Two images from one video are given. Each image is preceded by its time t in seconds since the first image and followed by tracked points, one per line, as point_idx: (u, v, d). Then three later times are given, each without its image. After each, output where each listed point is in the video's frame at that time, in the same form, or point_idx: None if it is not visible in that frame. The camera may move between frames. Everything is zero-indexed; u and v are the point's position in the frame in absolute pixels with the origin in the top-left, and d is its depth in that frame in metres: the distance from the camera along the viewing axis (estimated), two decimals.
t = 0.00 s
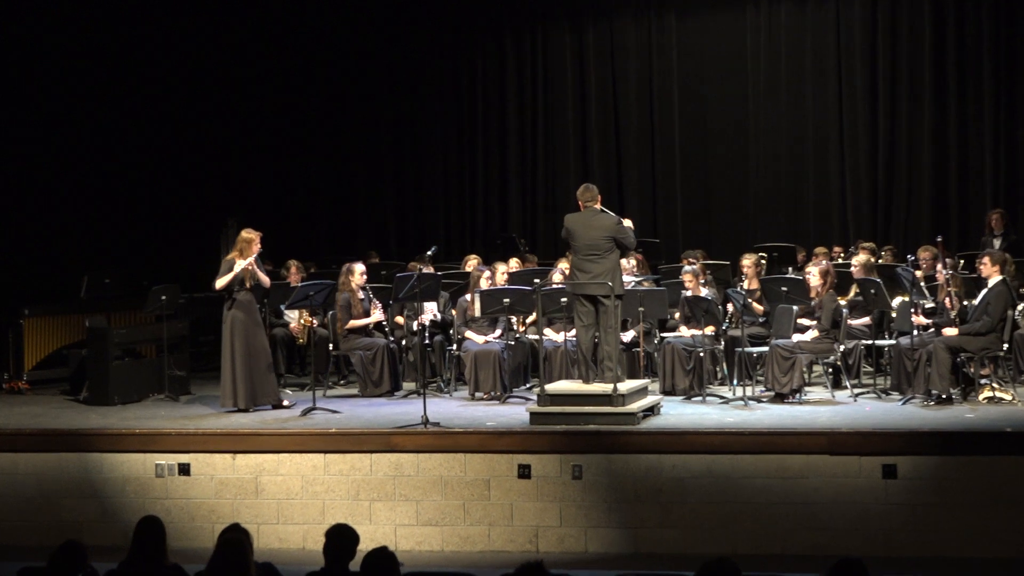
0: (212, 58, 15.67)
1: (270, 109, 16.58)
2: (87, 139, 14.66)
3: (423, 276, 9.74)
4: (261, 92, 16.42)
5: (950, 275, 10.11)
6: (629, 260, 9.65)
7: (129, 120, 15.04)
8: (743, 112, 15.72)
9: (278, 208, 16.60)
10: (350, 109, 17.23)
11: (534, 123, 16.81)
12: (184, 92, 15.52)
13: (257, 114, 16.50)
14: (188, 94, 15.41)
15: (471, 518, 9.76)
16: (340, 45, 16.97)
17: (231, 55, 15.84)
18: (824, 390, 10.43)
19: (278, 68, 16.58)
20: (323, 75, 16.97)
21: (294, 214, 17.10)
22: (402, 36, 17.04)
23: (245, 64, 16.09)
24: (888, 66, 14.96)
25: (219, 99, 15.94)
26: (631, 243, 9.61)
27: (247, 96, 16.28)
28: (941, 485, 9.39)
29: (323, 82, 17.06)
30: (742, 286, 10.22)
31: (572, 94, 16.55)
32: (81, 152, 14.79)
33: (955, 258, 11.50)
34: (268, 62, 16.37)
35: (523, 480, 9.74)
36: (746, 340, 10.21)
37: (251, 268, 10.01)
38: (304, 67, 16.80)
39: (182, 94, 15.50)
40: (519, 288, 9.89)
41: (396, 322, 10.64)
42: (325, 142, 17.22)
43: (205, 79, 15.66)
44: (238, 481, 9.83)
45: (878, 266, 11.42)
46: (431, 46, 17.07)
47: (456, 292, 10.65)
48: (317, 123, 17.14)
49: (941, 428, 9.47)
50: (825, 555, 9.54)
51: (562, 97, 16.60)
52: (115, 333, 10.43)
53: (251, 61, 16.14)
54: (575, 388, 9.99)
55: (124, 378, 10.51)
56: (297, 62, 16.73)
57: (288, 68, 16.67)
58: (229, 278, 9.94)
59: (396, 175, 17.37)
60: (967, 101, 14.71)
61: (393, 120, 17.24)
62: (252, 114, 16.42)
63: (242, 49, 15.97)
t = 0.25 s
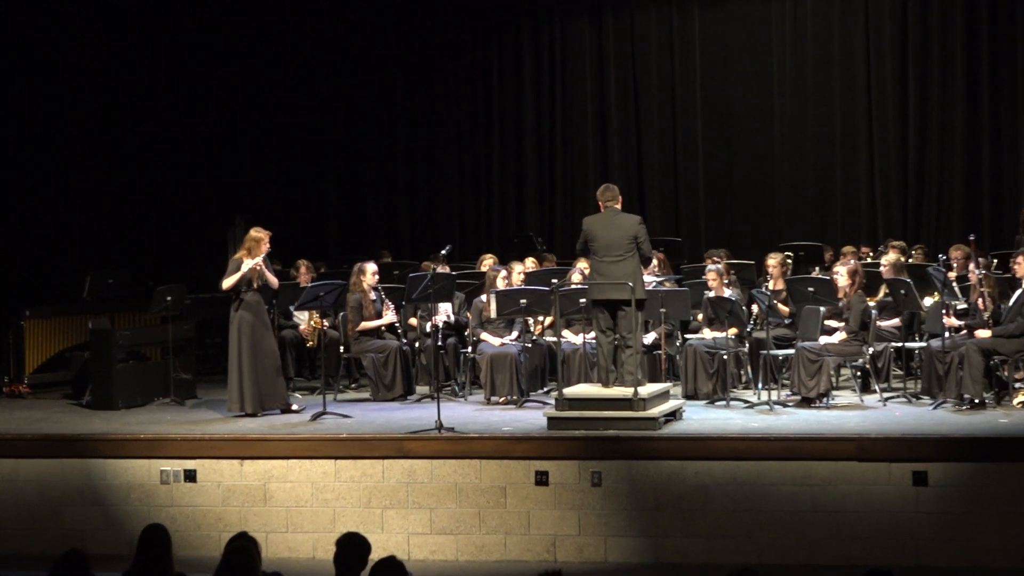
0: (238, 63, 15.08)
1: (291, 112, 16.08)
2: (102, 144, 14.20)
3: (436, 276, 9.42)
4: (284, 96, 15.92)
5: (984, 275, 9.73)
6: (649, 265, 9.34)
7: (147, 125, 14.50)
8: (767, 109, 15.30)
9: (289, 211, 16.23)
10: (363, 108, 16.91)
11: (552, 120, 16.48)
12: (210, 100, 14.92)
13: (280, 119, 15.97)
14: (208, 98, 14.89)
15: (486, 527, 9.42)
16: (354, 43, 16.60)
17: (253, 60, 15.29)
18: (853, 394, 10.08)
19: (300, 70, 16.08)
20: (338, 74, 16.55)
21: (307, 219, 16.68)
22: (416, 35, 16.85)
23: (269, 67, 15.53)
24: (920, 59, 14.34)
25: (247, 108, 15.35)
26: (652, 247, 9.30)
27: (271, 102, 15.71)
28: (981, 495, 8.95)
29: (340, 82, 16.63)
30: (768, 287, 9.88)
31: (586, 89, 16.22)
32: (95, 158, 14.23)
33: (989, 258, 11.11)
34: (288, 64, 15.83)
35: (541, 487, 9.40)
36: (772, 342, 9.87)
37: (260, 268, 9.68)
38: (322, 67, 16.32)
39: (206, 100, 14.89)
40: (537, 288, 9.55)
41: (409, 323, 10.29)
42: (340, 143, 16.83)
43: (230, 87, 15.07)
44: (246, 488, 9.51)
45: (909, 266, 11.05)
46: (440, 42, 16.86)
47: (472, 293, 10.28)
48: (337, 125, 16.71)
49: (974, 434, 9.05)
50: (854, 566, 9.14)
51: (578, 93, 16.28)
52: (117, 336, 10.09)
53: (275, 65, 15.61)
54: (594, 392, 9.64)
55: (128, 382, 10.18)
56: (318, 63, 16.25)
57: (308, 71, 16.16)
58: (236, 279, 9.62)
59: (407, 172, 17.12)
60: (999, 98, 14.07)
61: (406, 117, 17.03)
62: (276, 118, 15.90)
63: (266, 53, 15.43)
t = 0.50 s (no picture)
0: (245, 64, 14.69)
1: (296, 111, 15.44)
2: (100, 143, 13.99)
3: (448, 277, 9.10)
4: (298, 100, 15.34)
5: (1015, 275, 9.35)
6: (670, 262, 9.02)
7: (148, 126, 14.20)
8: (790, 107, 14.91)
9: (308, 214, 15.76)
10: (379, 113, 16.27)
11: (568, 119, 15.89)
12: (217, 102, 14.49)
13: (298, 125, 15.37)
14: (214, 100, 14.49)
15: (500, 535, 9.09)
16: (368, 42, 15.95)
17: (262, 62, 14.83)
18: (879, 398, 9.74)
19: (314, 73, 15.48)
20: (352, 74, 15.89)
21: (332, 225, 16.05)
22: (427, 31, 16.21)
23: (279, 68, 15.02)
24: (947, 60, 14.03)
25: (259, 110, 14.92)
26: (672, 244, 8.98)
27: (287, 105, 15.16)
28: (1008, 501, 8.58)
29: (352, 82, 15.96)
30: (792, 287, 9.55)
31: (605, 88, 15.65)
32: (93, 158, 14.03)
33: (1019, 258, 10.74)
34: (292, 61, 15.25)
35: (557, 494, 9.06)
36: (796, 344, 9.53)
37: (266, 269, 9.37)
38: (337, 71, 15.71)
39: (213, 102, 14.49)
40: (552, 288, 9.24)
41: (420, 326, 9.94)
42: (358, 152, 16.14)
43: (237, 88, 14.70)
44: (252, 495, 9.20)
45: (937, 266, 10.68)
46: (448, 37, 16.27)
47: (485, 294, 9.93)
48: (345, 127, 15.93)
49: (1006, 439, 8.67)
50: None
51: (596, 92, 15.69)
52: (120, 338, 9.78)
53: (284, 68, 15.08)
54: (612, 396, 9.30)
55: (131, 385, 9.87)
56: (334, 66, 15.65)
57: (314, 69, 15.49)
58: (240, 280, 9.30)
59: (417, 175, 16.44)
60: None
61: (418, 118, 16.38)
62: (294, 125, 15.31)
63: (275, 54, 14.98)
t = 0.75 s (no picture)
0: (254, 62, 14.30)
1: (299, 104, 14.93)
2: (100, 143, 13.69)
3: (460, 277, 8.79)
4: (303, 98, 14.91)
5: None
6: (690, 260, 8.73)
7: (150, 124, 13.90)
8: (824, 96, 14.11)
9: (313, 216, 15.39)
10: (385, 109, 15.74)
11: (585, 114, 15.26)
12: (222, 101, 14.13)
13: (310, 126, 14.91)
14: (217, 99, 14.17)
15: (515, 545, 8.74)
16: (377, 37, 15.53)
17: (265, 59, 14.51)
18: (908, 403, 9.39)
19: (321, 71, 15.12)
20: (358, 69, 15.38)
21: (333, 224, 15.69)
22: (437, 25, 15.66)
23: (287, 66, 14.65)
24: (981, 55, 13.33)
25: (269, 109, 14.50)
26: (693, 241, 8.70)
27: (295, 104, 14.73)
28: None
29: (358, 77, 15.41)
30: (816, 287, 9.23)
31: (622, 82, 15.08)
32: (93, 157, 13.74)
33: None
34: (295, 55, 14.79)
35: (573, 502, 8.72)
36: (821, 347, 9.21)
37: (272, 268, 9.03)
38: (346, 67, 15.27)
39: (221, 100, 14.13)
40: (568, 289, 8.92)
41: (432, 327, 9.59)
42: (366, 151, 15.73)
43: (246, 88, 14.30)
44: (258, 503, 8.88)
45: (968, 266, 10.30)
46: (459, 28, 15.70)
47: (498, 294, 9.59)
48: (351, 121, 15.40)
49: None
50: None
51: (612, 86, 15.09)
52: (121, 340, 9.46)
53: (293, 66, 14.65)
54: (630, 400, 8.96)
55: (133, 389, 9.56)
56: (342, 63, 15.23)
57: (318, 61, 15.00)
58: (246, 280, 8.97)
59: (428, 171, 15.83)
60: None
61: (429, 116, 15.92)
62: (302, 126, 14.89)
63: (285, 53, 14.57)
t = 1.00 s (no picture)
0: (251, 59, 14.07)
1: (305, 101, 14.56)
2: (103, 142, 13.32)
3: (474, 277, 8.48)
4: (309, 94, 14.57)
5: None
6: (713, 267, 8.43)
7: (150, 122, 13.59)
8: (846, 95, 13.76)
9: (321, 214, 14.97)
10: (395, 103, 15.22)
11: (602, 109, 14.76)
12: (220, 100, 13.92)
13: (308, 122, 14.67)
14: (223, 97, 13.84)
15: (530, 554, 8.42)
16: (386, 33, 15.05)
17: (270, 56, 14.18)
18: (938, 407, 9.06)
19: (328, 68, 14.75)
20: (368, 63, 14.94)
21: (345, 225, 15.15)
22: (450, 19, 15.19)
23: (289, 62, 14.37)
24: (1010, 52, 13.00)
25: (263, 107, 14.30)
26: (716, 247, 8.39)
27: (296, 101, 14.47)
28: None
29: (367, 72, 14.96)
30: (843, 288, 8.90)
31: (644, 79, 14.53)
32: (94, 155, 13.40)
33: None
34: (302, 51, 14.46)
35: (592, 510, 8.39)
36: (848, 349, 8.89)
37: (279, 267, 8.70)
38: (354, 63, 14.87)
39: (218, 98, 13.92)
40: (585, 289, 8.60)
41: (445, 329, 9.26)
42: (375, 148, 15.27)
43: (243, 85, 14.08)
44: (265, 511, 8.57)
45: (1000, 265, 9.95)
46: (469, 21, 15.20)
47: (514, 295, 9.26)
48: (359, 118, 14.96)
49: None
50: None
51: (632, 82, 14.57)
52: (123, 342, 9.14)
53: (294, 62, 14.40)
54: (650, 404, 8.63)
55: (136, 392, 9.23)
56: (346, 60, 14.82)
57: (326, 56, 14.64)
58: (252, 280, 8.65)
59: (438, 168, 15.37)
60: None
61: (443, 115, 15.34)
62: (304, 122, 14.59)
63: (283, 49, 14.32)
